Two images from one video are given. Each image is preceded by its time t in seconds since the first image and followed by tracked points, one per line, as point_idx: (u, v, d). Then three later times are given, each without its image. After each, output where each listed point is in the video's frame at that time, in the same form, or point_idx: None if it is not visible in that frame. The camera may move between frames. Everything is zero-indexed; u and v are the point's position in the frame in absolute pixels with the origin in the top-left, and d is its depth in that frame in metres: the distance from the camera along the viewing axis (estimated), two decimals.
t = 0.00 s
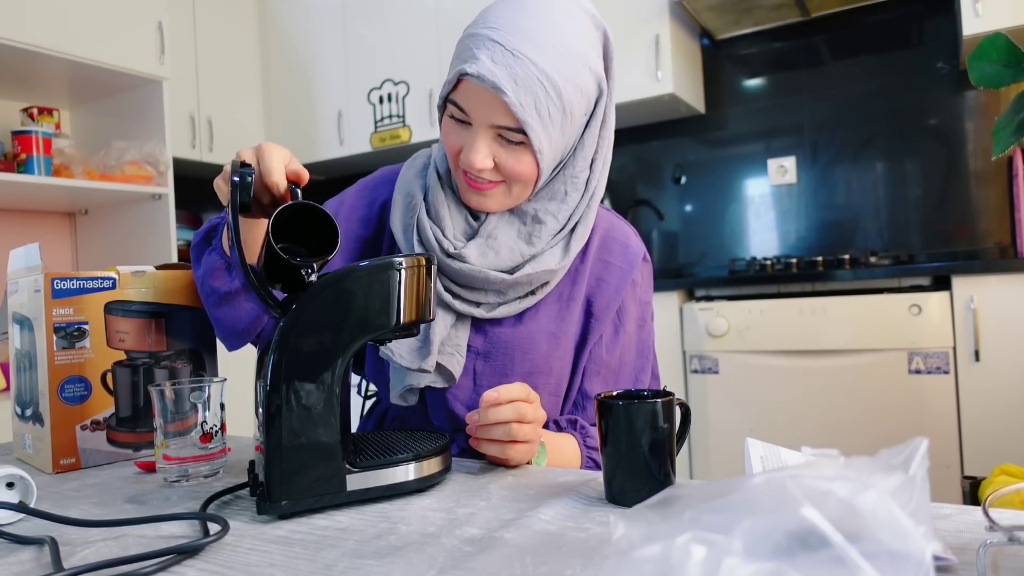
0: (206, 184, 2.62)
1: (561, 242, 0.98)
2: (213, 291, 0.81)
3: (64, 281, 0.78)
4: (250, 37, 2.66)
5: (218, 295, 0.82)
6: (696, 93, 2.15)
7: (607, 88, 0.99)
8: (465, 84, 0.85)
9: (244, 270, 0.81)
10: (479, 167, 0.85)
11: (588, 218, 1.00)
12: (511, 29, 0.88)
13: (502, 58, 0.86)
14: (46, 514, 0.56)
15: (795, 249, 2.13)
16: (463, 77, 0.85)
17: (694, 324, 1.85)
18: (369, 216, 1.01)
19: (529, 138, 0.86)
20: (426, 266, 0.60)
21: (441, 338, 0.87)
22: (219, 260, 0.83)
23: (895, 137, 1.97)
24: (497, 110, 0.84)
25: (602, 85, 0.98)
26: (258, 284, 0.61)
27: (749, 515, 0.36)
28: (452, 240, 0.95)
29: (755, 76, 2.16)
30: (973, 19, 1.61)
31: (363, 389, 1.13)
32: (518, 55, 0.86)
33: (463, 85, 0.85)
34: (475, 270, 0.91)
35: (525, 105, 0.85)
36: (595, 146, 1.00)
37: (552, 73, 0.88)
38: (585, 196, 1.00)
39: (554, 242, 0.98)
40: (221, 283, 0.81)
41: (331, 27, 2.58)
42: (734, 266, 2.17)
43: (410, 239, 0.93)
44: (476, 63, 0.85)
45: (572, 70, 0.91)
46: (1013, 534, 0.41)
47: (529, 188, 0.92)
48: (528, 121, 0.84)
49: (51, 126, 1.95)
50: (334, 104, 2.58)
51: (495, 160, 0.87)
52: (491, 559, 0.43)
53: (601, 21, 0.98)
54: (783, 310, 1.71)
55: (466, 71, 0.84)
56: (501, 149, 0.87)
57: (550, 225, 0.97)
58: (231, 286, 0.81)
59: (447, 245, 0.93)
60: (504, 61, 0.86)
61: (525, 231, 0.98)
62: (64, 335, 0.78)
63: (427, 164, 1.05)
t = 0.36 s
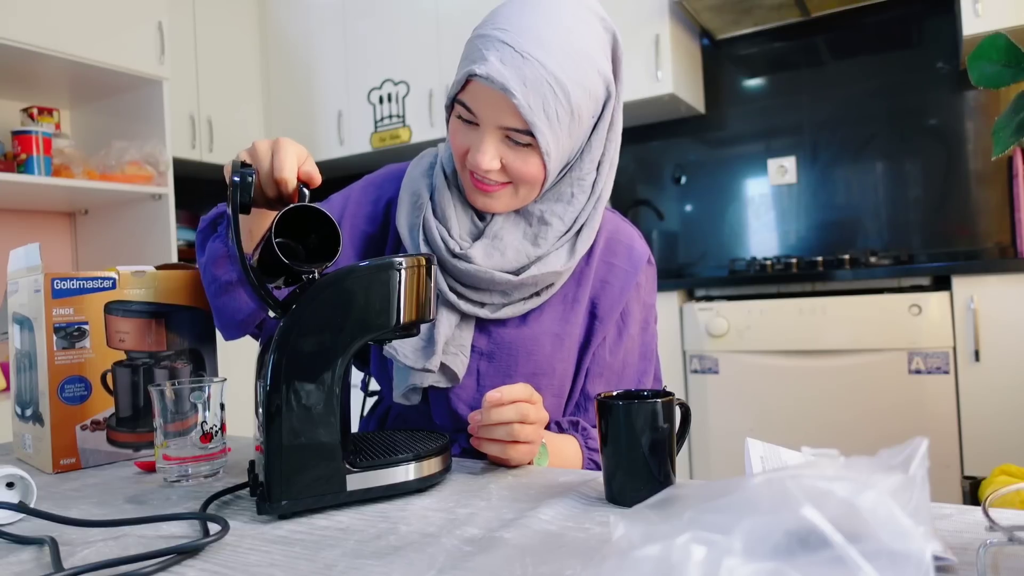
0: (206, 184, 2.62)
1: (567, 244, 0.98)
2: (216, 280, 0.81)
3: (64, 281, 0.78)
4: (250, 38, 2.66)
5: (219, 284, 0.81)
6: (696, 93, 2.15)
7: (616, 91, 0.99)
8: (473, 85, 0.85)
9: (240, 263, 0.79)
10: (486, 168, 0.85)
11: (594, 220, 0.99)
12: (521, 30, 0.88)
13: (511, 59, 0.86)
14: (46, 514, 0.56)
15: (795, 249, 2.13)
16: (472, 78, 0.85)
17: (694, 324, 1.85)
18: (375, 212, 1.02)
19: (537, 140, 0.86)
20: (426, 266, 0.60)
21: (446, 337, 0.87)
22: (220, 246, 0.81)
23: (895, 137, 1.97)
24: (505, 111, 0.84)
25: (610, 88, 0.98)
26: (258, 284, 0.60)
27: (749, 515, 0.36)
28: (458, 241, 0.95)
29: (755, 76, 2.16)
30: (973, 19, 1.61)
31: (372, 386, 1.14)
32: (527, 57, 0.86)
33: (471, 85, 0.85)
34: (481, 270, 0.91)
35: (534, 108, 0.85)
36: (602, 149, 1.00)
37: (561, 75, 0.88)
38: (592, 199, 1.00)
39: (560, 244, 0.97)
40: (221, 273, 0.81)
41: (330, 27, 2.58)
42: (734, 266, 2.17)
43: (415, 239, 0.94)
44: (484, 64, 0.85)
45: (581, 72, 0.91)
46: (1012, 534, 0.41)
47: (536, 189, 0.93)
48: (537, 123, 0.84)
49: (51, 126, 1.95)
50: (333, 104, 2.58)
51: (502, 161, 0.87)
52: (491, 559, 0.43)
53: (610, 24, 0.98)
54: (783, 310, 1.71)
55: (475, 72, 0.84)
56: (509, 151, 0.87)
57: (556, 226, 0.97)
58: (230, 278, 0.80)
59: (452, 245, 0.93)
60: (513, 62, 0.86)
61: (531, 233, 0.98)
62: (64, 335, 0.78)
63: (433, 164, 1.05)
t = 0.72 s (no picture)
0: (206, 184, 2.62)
1: (571, 246, 0.98)
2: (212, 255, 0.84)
3: (64, 281, 0.78)
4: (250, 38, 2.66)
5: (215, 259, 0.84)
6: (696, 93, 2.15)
7: (623, 93, 0.99)
8: (480, 86, 0.85)
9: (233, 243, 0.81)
10: (492, 169, 0.85)
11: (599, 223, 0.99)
12: (529, 32, 0.88)
13: (518, 60, 0.86)
14: (46, 514, 0.56)
15: (795, 249, 2.13)
16: (478, 79, 0.85)
17: (693, 323, 1.85)
18: (380, 205, 1.02)
19: (543, 142, 0.86)
20: (426, 266, 0.60)
21: (449, 338, 0.87)
22: (220, 223, 0.84)
23: (895, 137, 1.97)
24: (512, 113, 0.84)
25: (617, 90, 0.98)
26: (258, 284, 0.60)
27: (749, 515, 0.36)
28: (462, 241, 0.96)
29: (755, 76, 2.16)
30: (973, 19, 1.61)
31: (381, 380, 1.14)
32: (534, 59, 0.86)
33: (478, 87, 0.85)
34: (485, 272, 0.91)
35: (540, 110, 0.85)
36: (608, 151, 1.00)
37: (568, 77, 0.88)
38: (597, 201, 1.00)
39: (564, 246, 0.97)
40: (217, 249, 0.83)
41: (331, 27, 2.58)
42: (734, 266, 2.17)
43: (420, 238, 0.93)
44: (491, 65, 0.85)
45: (588, 74, 0.90)
46: (1012, 533, 0.41)
47: (541, 191, 0.93)
48: (543, 126, 0.85)
49: (52, 126, 1.95)
50: (334, 104, 2.58)
51: (508, 163, 0.87)
52: (491, 559, 0.43)
53: (618, 26, 0.97)
54: (783, 309, 1.71)
55: (481, 74, 0.84)
56: (515, 153, 0.87)
57: (560, 229, 0.97)
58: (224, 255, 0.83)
59: (457, 246, 0.93)
60: (521, 64, 0.86)
61: (535, 234, 0.98)
62: (64, 335, 0.78)
63: (439, 164, 1.05)
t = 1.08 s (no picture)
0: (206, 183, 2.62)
1: (574, 248, 0.98)
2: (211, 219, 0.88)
3: (64, 281, 0.78)
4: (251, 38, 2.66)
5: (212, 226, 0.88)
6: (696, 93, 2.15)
7: (628, 96, 0.99)
8: (484, 87, 0.85)
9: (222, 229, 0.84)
10: (495, 170, 0.85)
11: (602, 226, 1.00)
12: (534, 33, 0.88)
13: (522, 61, 0.86)
14: (46, 514, 0.56)
15: (795, 249, 2.13)
16: (483, 80, 0.85)
17: (693, 323, 1.85)
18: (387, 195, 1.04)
19: (547, 144, 0.86)
20: (426, 266, 0.60)
21: (451, 339, 0.87)
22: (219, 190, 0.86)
23: (895, 137, 1.97)
24: (516, 114, 0.84)
25: (622, 92, 0.98)
26: (258, 284, 0.60)
27: (749, 515, 0.36)
28: (467, 242, 0.95)
29: (755, 76, 2.16)
30: (973, 19, 1.61)
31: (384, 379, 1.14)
32: (539, 60, 0.86)
33: (482, 87, 0.85)
34: (488, 273, 0.91)
35: (544, 111, 0.85)
36: (612, 154, 1.00)
37: (573, 79, 0.88)
38: (600, 204, 1.00)
39: (567, 249, 0.97)
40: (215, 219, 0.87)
41: (331, 27, 2.58)
42: (734, 266, 2.17)
43: (424, 239, 0.94)
44: (496, 65, 0.85)
45: (592, 76, 0.91)
46: (1012, 533, 0.41)
47: (544, 193, 0.93)
48: (547, 127, 0.85)
49: (52, 126, 1.95)
50: (334, 103, 2.58)
51: (511, 164, 0.87)
52: (491, 559, 0.43)
53: (624, 28, 0.97)
54: (783, 309, 1.71)
55: (486, 74, 0.84)
56: (518, 154, 0.87)
57: (564, 230, 0.97)
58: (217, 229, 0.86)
59: (461, 247, 0.92)
60: (525, 65, 0.86)
61: (539, 236, 0.98)
62: (64, 335, 0.78)
63: (443, 164, 1.05)
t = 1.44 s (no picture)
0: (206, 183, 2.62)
1: (577, 249, 0.98)
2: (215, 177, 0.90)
3: (64, 281, 0.78)
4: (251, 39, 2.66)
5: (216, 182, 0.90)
6: (696, 93, 2.15)
7: (629, 96, 0.99)
8: (485, 86, 0.85)
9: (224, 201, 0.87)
10: (496, 170, 0.85)
11: (604, 226, 1.00)
12: (534, 32, 0.88)
13: (523, 60, 0.86)
14: (46, 514, 0.56)
15: (794, 250, 2.13)
16: (483, 79, 0.85)
17: (693, 323, 1.85)
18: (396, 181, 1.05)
19: (548, 143, 0.86)
20: (426, 266, 0.60)
21: (455, 339, 0.87)
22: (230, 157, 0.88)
23: (895, 137, 1.97)
24: (517, 114, 0.84)
25: (623, 92, 0.97)
26: (258, 284, 0.60)
27: (749, 515, 0.36)
28: (471, 242, 0.95)
29: (755, 76, 2.16)
30: (973, 18, 1.61)
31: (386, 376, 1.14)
32: (538, 59, 0.86)
33: (482, 86, 0.85)
34: (491, 274, 0.91)
35: (544, 110, 0.85)
36: (614, 154, 1.00)
37: (573, 78, 0.88)
38: (602, 204, 1.00)
39: (570, 250, 0.97)
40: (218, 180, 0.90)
41: (331, 27, 2.58)
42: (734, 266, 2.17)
43: (429, 239, 0.94)
44: (496, 65, 0.85)
45: (593, 76, 0.90)
46: (1012, 533, 0.41)
47: (545, 193, 0.93)
48: (547, 126, 0.84)
49: (52, 126, 1.95)
50: (334, 103, 2.58)
51: (513, 164, 0.87)
52: (490, 559, 0.43)
53: (625, 28, 0.97)
54: (783, 309, 1.71)
55: (486, 73, 0.84)
56: (519, 154, 0.87)
57: (565, 231, 0.97)
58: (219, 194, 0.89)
59: (465, 247, 0.92)
60: (525, 64, 0.86)
61: (541, 236, 0.98)
62: (64, 335, 0.78)
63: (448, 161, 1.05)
